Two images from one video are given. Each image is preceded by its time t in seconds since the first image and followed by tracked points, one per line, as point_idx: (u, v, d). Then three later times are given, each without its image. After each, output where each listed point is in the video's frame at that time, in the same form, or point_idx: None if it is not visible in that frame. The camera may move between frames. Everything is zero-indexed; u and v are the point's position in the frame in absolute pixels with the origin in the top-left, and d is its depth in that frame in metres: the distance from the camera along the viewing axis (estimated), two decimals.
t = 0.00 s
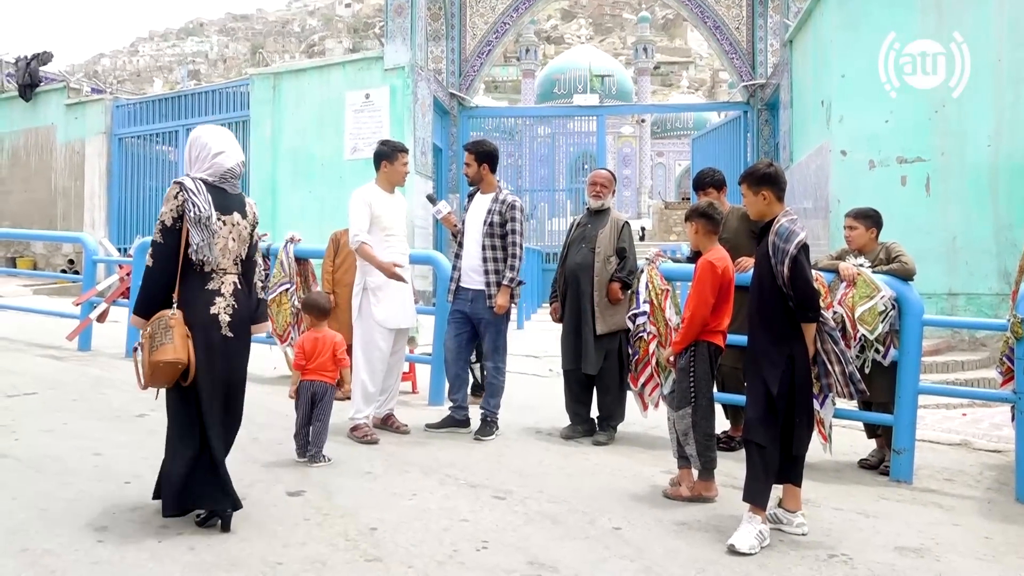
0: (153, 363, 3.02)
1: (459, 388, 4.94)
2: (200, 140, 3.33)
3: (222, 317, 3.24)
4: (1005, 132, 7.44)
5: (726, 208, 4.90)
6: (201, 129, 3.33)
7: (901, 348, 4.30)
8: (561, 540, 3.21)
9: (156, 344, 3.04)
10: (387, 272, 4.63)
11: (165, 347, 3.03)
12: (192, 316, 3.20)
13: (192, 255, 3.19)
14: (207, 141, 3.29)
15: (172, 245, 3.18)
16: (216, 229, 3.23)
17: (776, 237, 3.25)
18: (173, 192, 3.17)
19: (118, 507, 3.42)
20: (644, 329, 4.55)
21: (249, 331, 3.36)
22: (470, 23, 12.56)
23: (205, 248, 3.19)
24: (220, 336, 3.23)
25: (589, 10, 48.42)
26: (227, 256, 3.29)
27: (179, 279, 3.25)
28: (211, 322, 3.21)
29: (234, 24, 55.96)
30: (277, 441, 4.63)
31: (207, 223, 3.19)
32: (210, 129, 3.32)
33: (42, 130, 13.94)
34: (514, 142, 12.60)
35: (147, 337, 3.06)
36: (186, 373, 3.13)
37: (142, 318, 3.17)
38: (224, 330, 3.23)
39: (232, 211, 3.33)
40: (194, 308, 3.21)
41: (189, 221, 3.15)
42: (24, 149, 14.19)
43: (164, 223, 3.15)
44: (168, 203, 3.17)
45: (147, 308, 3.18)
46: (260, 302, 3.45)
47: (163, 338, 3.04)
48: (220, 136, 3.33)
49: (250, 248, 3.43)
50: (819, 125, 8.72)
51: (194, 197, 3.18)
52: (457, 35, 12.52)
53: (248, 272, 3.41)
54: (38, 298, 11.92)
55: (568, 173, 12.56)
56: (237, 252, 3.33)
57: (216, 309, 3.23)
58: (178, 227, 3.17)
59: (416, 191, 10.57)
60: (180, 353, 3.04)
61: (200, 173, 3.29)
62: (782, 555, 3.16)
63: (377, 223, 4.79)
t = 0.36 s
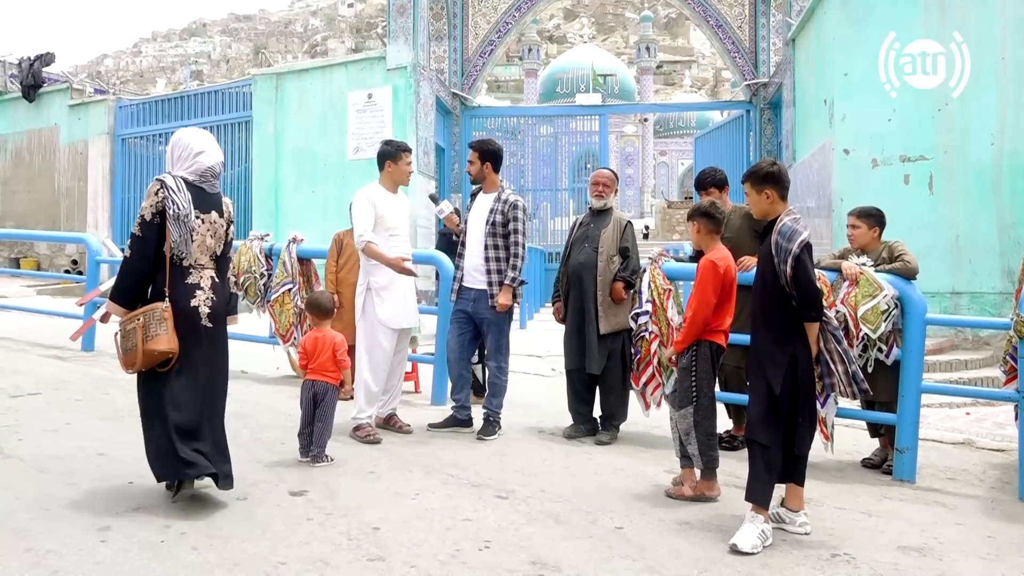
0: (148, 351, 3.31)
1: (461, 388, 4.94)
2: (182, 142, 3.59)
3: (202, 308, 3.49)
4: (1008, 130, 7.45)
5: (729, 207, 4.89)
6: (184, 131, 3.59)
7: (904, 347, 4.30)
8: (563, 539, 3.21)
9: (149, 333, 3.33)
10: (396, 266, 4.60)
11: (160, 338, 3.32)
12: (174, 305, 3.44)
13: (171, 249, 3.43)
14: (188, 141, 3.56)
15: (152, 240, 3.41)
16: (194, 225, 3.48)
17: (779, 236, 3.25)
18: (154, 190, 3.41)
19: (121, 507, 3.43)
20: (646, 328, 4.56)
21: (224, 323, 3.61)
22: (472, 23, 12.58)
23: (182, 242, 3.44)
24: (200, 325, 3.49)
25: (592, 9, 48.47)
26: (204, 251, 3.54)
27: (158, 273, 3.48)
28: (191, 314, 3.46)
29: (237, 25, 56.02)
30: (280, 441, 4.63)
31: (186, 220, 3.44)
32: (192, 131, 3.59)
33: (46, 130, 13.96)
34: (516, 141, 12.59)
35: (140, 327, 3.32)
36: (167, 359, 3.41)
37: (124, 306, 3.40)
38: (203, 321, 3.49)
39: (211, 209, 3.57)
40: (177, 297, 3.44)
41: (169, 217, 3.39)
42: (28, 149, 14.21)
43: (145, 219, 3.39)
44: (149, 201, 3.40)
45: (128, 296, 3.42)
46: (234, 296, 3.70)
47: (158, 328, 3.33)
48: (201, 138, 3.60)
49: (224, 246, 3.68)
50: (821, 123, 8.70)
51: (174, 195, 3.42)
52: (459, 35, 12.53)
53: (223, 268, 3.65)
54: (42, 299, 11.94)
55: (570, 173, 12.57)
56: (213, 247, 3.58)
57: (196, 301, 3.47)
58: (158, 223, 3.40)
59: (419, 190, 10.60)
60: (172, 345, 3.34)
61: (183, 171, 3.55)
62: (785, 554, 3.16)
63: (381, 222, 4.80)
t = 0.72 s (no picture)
0: (123, 348, 3.54)
1: (462, 387, 4.94)
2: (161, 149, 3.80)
3: (175, 305, 3.69)
4: (1009, 130, 7.44)
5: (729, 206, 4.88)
6: (161, 139, 3.81)
7: (904, 346, 4.30)
8: (564, 539, 3.21)
9: (126, 332, 3.55)
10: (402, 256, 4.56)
11: (136, 335, 3.54)
12: (149, 304, 3.67)
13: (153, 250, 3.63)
14: (165, 147, 3.77)
15: (134, 244, 3.64)
16: (174, 227, 3.69)
17: (781, 235, 3.25)
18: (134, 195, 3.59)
19: (122, 506, 3.43)
20: (647, 328, 4.56)
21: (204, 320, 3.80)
22: (473, 23, 12.57)
23: (166, 244, 3.64)
24: (173, 322, 3.67)
25: (593, 9, 48.50)
26: (183, 251, 3.74)
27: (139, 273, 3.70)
28: (166, 311, 3.67)
29: (238, 25, 56.04)
30: (280, 440, 4.64)
31: (166, 222, 3.63)
32: (170, 138, 3.80)
33: (47, 130, 13.97)
34: (517, 140, 12.59)
35: (118, 326, 3.56)
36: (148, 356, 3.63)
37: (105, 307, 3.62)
38: (176, 317, 3.67)
39: (188, 211, 3.79)
40: (153, 297, 3.67)
41: (150, 220, 3.58)
42: (29, 150, 14.22)
43: (126, 222, 3.60)
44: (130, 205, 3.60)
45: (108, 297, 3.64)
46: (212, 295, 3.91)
47: (134, 326, 3.55)
48: (177, 143, 3.80)
49: (205, 246, 3.88)
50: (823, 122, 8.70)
51: (153, 199, 3.60)
52: (460, 34, 12.53)
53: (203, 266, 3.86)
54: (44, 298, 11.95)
55: (571, 172, 12.57)
56: (193, 248, 3.79)
57: (170, 300, 3.68)
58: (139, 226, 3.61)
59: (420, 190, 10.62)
60: (148, 341, 3.56)
61: (160, 175, 3.75)
62: (785, 554, 3.16)
63: (383, 222, 4.79)
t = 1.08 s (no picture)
0: (111, 334, 3.72)
1: (462, 386, 4.93)
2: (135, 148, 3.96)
3: (146, 295, 3.88)
4: (1010, 129, 7.44)
5: (730, 205, 4.87)
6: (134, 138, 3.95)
7: (905, 344, 4.30)
8: (564, 537, 3.20)
9: (110, 318, 3.73)
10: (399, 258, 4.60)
11: (120, 322, 3.72)
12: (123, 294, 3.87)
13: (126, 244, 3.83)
14: (138, 147, 3.92)
15: (108, 237, 3.81)
16: (145, 222, 3.86)
17: (782, 234, 3.25)
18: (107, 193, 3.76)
19: (122, 505, 3.43)
20: (647, 327, 4.56)
21: (174, 308, 4.01)
22: (474, 22, 12.54)
23: (136, 238, 3.83)
24: (146, 311, 3.87)
25: (593, 8, 48.46)
26: (155, 245, 3.92)
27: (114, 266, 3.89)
28: (139, 301, 3.86)
29: (239, 24, 56.02)
30: (280, 439, 4.64)
31: (137, 218, 3.81)
32: (142, 137, 3.93)
33: (47, 129, 13.96)
34: (517, 139, 12.59)
35: (102, 314, 3.73)
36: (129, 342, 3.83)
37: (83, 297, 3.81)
38: (147, 307, 3.86)
39: (160, 207, 3.94)
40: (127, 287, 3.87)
41: (122, 216, 3.76)
42: (30, 149, 14.22)
43: (100, 218, 3.77)
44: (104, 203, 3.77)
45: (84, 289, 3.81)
46: (189, 283, 4.10)
47: (118, 314, 3.73)
48: (149, 142, 3.94)
49: (177, 238, 4.06)
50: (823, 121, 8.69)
51: (124, 197, 3.77)
52: (460, 33, 12.51)
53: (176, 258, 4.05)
54: (44, 297, 11.94)
55: (571, 171, 12.57)
56: (164, 241, 3.97)
57: (143, 290, 3.87)
58: (112, 222, 3.79)
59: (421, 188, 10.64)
60: (133, 326, 3.74)
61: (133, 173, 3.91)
62: (785, 553, 3.15)
63: (383, 220, 4.79)
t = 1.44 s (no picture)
0: (76, 326, 3.84)
1: (462, 385, 4.92)
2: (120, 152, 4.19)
3: (135, 294, 4.07)
4: (1012, 127, 7.44)
5: (732, 204, 4.85)
6: (121, 143, 4.19)
7: (907, 344, 4.29)
8: (565, 537, 3.19)
9: (77, 313, 3.88)
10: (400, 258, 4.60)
11: (85, 314, 3.86)
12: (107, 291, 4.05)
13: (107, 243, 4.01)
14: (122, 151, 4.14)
15: (91, 235, 4.01)
16: (125, 221, 4.04)
17: (785, 233, 3.23)
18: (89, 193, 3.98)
19: (121, 504, 3.42)
20: (649, 326, 4.67)
21: (157, 306, 4.17)
22: (475, 19, 12.52)
23: (115, 236, 4.01)
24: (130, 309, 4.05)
25: (594, 6, 48.41)
26: (136, 243, 4.09)
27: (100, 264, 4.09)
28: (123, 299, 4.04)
29: (239, 22, 55.98)
30: (280, 438, 4.62)
31: (116, 216, 3.99)
32: (127, 142, 4.17)
33: (47, 127, 13.95)
34: (518, 138, 12.57)
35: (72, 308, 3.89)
36: (102, 338, 3.95)
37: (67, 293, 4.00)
38: (135, 304, 4.06)
39: (141, 207, 4.13)
40: (112, 285, 4.04)
41: (100, 214, 3.96)
42: (30, 147, 14.20)
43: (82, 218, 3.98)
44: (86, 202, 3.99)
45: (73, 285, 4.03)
46: (173, 282, 4.25)
47: (83, 307, 3.87)
48: (134, 147, 4.16)
49: (160, 239, 4.23)
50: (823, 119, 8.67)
51: (104, 195, 3.99)
52: (461, 31, 12.49)
53: (159, 257, 4.21)
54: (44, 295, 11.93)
55: (572, 170, 12.56)
56: (146, 240, 4.14)
57: (127, 288, 4.05)
58: (93, 220, 3.99)
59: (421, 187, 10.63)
60: (97, 319, 3.86)
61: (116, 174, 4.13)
62: (787, 553, 3.14)
63: (385, 218, 4.78)
